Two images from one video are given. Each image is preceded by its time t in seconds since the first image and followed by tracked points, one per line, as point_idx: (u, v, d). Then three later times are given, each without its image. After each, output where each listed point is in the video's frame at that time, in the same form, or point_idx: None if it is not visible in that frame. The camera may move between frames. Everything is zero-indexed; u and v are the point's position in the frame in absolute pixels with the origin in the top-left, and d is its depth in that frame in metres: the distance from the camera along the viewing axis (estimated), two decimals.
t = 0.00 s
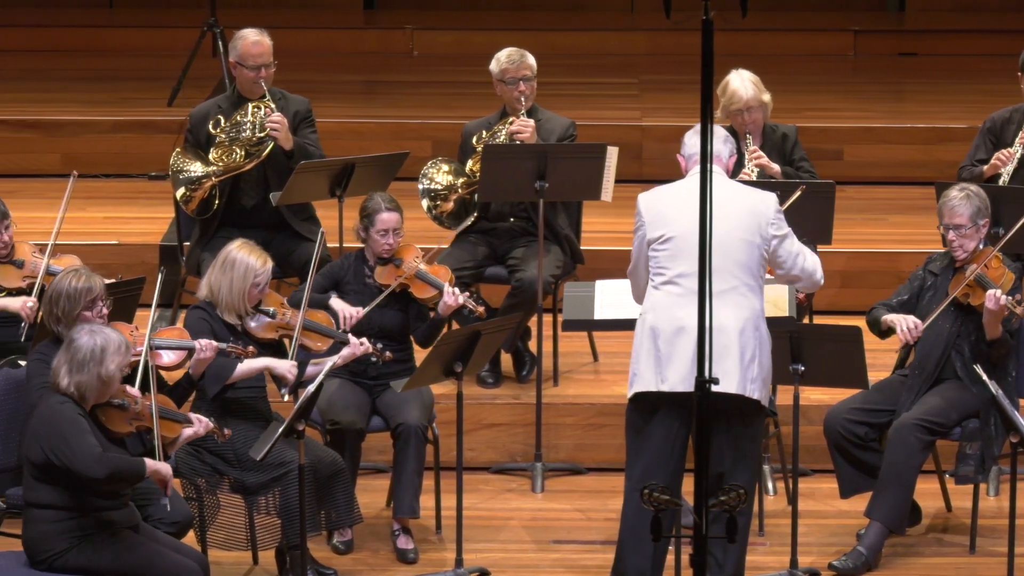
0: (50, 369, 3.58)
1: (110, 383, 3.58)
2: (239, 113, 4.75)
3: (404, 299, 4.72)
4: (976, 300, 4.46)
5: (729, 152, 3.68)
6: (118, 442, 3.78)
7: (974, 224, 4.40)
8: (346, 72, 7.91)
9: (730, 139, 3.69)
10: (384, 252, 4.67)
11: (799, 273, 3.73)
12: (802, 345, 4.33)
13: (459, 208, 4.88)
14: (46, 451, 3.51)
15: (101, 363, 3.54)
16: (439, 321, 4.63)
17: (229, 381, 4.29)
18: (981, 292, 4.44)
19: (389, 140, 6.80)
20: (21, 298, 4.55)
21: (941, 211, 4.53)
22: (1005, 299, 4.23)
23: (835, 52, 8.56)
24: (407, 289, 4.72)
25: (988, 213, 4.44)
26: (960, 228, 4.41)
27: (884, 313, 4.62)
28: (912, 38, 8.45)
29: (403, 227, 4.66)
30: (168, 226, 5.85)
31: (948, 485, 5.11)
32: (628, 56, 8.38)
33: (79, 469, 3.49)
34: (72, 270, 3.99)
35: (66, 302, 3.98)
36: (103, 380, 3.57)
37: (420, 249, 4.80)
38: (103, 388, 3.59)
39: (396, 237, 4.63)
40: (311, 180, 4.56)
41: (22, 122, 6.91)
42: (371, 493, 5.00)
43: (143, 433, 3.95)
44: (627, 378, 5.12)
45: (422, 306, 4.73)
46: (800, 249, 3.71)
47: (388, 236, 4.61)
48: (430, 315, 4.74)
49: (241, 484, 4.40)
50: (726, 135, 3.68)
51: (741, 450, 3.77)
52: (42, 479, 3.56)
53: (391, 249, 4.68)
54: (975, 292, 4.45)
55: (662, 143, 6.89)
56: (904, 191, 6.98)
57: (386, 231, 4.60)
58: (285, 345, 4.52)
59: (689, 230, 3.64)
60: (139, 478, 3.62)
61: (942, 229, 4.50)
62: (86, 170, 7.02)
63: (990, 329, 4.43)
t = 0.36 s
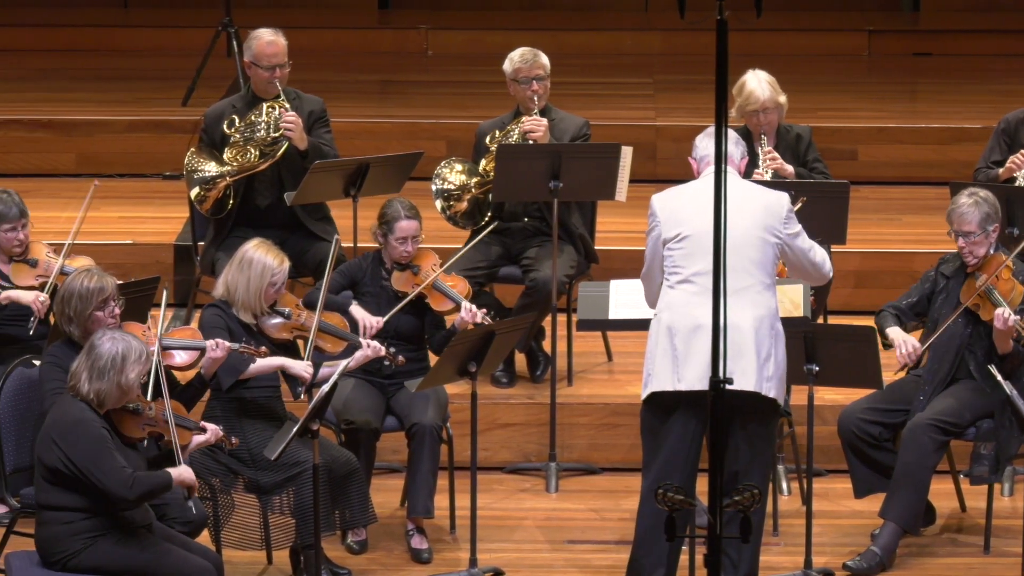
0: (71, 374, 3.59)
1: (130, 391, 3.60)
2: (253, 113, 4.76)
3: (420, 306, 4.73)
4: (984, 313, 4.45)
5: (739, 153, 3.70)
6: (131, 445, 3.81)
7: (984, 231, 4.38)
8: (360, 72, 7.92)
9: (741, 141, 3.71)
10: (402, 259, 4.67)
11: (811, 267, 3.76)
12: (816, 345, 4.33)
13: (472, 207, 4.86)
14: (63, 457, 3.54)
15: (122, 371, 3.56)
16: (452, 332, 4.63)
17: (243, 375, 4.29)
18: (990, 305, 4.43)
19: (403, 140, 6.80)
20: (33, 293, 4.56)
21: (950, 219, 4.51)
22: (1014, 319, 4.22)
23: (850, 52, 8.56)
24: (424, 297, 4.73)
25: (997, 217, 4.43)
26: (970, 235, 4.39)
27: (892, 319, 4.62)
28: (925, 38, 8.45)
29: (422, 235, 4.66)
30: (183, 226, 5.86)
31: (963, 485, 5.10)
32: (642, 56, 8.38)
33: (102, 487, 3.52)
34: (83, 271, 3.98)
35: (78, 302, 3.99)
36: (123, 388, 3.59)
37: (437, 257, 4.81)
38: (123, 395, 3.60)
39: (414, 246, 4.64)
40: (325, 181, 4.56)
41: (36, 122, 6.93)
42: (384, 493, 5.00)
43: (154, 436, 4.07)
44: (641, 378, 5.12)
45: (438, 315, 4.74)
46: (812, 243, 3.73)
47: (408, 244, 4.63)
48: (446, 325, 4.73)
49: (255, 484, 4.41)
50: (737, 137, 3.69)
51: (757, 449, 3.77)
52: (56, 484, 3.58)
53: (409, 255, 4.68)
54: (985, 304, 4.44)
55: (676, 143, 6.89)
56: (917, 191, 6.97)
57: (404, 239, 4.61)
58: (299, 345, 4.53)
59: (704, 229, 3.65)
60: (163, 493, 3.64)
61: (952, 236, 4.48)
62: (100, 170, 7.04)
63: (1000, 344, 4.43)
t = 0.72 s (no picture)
0: (62, 369, 3.56)
1: (123, 378, 3.57)
2: (270, 113, 4.76)
3: (436, 304, 4.72)
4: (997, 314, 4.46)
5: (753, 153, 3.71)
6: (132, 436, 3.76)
7: (1000, 232, 4.38)
8: (376, 71, 7.92)
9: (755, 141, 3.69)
10: (420, 256, 4.67)
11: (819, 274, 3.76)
12: (832, 345, 4.32)
13: (488, 208, 4.86)
14: (70, 456, 3.52)
15: (112, 358, 3.54)
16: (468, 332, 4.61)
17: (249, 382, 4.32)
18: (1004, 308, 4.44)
19: (420, 140, 6.80)
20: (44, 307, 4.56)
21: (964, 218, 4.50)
22: None
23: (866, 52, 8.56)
24: (440, 296, 4.72)
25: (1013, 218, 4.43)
26: (986, 237, 4.39)
27: (901, 308, 4.64)
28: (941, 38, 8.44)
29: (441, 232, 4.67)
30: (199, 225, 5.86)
31: (979, 485, 5.10)
32: (658, 56, 8.38)
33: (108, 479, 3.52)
34: (100, 270, 4.02)
35: (94, 301, 4.00)
36: (115, 375, 3.56)
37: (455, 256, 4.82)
38: (116, 384, 3.57)
39: (433, 243, 4.64)
40: (342, 180, 4.56)
41: (53, 122, 6.95)
42: (400, 493, 5.01)
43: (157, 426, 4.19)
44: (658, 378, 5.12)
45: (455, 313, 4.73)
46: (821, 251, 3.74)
47: (427, 241, 4.63)
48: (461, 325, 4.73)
49: (271, 483, 4.42)
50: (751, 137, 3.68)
51: (772, 447, 3.76)
52: (66, 484, 3.58)
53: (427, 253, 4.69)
54: (999, 306, 4.46)
55: (693, 144, 6.88)
56: (933, 191, 6.96)
57: (423, 235, 4.62)
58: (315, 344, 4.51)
59: (717, 230, 3.63)
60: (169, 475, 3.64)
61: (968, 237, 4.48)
62: (116, 169, 7.05)
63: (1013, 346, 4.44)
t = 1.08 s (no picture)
0: (66, 371, 3.59)
1: (127, 375, 3.58)
2: (284, 113, 4.77)
3: (450, 300, 4.73)
4: (999, 305, 4.38)
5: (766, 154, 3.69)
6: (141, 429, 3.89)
7: (1002, 225, 4.38)
8: (388, 71, 7.93)
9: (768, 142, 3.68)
10: (432, 251, 4.69)
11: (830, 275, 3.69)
12: (845, 345, 4.32)
13: (502, 208, 4.86)
14: (82, 454, 3.53)
15: (115, 355, 3.55)
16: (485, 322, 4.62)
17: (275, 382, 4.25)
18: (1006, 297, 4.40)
19: (433, 140, 6.81)
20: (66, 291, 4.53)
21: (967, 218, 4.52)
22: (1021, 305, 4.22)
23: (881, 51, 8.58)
24: (452, 290, 4.73)
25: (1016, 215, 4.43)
26: (988, 231, 4.39)
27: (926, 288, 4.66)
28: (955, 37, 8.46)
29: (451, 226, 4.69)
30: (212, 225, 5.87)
31: (992, 485, 5.09)
32: (671, 55, 8.39)
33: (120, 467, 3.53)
34: (115, 269, 4.02)
35: (109, 299, 3.99)
36: (119, 372, 3.57)
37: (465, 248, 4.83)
38: (121, 380, 3.59)
39: (444, 236, 4.66)
40: (354, 180, 4.57)
41: (66, 121, 6.96)
42: (413, 493, 5.01)
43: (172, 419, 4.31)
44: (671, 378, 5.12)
45: (469, 306, 4.74)
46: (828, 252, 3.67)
47: (437, 234, 4.64)
48: (479, 316, 4.74)
49: (284, 483, 4.41)
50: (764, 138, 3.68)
51: (783, 446, 3.76)
52: (78, 484, 3.59)
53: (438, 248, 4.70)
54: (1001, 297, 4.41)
55: (705, 144, 6.89)
56: (946, 191, 6.96)
57: (434, 228, 4.63)
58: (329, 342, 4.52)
59: (725, 230, 3.62)
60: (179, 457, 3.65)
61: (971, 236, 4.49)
62: (128, 169, 7.06)
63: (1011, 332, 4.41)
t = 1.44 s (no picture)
0: (81, 372, 3.59)
1: (142, 376, 3.58)
2: (298, 112, 4.77)
3: (462, 300, 4.72)
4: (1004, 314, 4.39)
5: (785, 155, 3.68)
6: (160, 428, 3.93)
7: (1004, 229, 4.38)
8: (403, 71, 7.94)
9: (790, 142, 3.67)
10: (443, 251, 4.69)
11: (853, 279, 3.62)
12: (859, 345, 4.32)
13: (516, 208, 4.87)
14: (95, 453, 3.53)
15: (130, 356, 3.55)
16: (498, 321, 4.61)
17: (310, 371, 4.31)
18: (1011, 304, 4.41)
19: (447, 139, 6.81)
20: (84, 284, 4.52)
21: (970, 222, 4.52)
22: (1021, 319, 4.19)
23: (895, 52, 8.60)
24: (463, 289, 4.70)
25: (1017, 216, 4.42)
26: (990, 236, 4.39)
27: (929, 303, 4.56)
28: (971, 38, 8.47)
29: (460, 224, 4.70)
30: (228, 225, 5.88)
31: (1007, 486, 5.09)
32: (686, 55, 8.41)
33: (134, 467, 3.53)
34: (131, 271, 4.00)
35: (125, 302, 3.98)
36: (134, 373, 3.57)
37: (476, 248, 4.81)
38: (136, 382, 3.58)
39: (453, 235, 4.68)
40: (369, 180, 4.57)
41: (81, 122, 6.99)
42: (427, 492, 5.01)
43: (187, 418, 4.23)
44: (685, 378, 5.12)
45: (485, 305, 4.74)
46: (852, 254, 3.62)
47: (446, 234, 4.66)
48: (492, 315, 4.74)
49: (299, 483, 4.41)
50: (786, 139, 3.66)
51: (791, 448, 3.75)
52: (92, 484, 3.58)
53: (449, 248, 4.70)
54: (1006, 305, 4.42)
55: (719, 144, 6.89)
56: (960, 191, 6.96)
57: (443, 229, 4.64)
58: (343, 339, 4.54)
59: (743, 228, 3.60)
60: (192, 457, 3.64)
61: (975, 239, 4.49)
62: (143, 169, 7.09)
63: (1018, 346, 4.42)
